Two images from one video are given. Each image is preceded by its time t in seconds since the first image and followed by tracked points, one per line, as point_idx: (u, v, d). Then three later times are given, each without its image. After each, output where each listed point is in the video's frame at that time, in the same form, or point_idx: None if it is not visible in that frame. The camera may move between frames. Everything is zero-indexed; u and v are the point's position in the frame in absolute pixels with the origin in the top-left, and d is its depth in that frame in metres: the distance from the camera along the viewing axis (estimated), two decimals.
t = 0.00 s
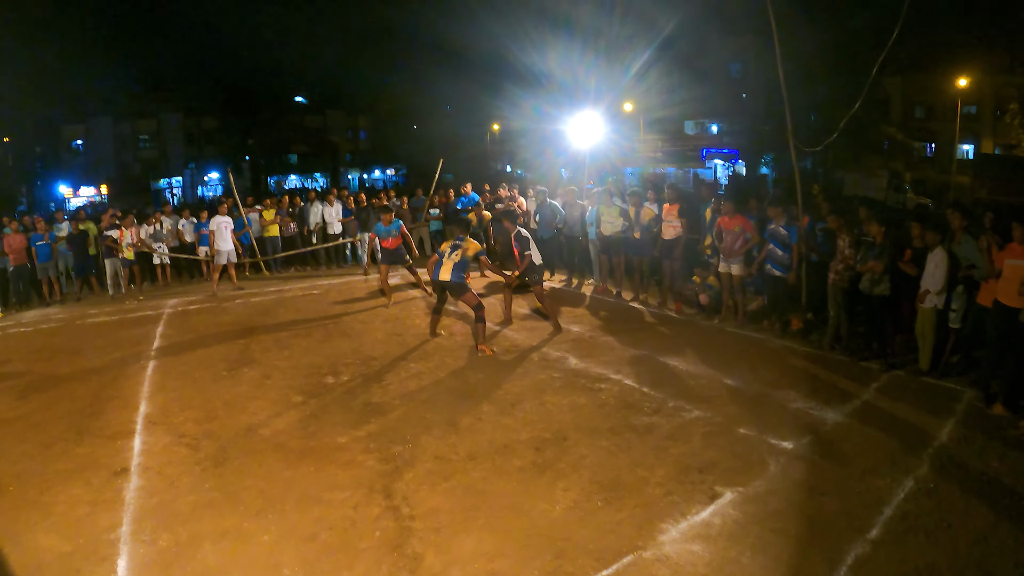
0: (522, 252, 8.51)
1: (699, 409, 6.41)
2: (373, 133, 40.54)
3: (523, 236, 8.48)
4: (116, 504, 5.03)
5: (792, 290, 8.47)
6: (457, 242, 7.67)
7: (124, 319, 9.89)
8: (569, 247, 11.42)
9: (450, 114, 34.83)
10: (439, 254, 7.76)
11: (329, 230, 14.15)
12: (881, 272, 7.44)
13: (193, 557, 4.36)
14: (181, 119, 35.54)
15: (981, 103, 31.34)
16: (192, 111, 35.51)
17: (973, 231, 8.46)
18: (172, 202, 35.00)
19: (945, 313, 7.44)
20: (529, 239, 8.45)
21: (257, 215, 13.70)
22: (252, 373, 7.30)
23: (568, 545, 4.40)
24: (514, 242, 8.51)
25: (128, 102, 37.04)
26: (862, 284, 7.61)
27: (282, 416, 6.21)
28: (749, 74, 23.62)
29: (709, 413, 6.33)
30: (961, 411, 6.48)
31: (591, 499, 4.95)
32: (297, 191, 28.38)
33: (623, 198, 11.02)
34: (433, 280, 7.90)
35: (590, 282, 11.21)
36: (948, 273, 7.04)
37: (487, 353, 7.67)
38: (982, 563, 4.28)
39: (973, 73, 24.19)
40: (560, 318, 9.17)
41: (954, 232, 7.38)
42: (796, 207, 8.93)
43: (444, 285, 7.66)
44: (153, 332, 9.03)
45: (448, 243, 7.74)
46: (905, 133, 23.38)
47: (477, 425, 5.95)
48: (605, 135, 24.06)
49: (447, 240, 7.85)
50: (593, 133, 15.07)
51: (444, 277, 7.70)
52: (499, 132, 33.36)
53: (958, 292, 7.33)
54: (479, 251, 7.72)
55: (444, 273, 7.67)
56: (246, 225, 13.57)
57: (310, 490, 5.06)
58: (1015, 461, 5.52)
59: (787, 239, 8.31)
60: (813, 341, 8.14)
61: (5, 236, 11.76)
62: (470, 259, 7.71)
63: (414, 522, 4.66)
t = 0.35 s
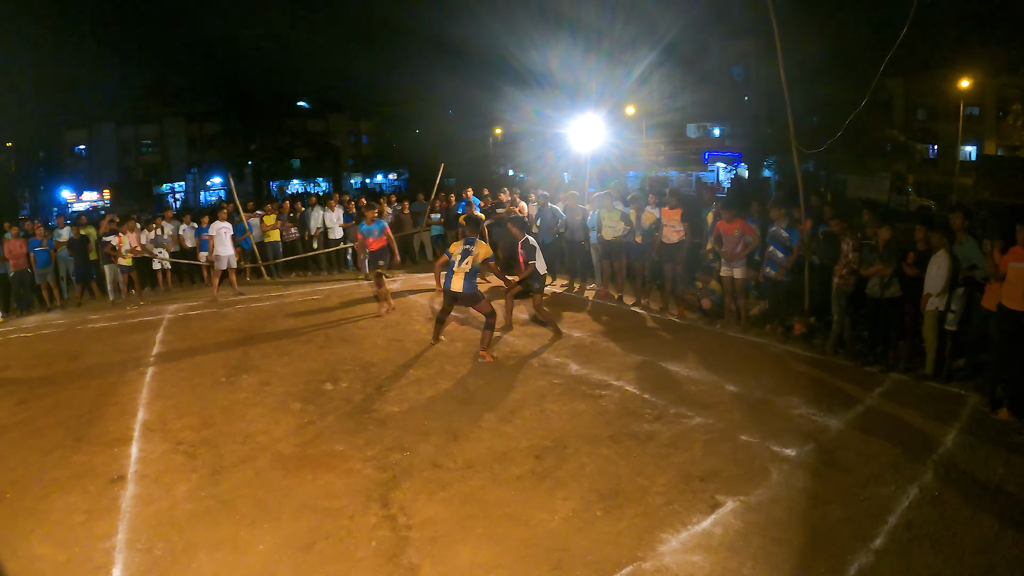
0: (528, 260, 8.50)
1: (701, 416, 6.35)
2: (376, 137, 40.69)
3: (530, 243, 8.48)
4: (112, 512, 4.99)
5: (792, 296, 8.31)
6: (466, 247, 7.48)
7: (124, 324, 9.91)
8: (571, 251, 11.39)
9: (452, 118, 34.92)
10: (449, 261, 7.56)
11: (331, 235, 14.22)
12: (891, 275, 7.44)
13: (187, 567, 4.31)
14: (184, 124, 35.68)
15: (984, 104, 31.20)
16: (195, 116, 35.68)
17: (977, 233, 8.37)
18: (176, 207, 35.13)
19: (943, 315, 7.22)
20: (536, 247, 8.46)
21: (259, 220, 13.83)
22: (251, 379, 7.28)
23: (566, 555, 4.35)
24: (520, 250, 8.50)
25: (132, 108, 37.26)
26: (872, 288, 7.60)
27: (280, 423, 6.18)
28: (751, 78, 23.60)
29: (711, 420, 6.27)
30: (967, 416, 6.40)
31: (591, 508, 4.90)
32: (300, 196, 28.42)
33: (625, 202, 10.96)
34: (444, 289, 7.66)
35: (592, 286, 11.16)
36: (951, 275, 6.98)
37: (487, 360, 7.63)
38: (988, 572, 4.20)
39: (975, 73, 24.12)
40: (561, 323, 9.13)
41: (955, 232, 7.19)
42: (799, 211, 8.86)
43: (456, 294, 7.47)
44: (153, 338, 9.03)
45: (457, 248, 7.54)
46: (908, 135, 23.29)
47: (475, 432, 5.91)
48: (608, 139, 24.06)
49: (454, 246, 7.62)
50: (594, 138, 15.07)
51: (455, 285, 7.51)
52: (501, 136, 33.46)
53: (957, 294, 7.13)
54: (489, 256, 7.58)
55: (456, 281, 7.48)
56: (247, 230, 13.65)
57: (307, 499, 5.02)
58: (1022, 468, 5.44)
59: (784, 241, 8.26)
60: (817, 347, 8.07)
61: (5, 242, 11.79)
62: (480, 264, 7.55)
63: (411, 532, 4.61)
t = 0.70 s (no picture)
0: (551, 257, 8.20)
1: (703, 422, 6.29)
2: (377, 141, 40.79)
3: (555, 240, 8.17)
4: (110, 519, 4.94)
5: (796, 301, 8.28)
6: (470, 241, 7.22)
7: (124, 328, 9.88)
8: (572, 256, 11.34)
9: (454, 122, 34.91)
10: (455, 257, 7.28)
11: (332, 239, 13.98)
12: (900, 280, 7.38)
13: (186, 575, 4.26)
14: (185, 127, 35.73)
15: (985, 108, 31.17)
16: (197, 119, 35.76)
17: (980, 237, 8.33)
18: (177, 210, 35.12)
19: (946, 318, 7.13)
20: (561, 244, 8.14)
21: (259, 223, 13.84)
22: (251, 385, 7.25)
23: (569, 564, 4.29)
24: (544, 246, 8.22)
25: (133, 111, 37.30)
26: (882, 292, 7.54)
27: (280, 429, 6.14)
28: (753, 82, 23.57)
29: (714, 427, 6.21)
30: (971, 422, 6.35)
31: (593, 517, 4.84)
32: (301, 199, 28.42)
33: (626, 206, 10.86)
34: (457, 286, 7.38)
35: (594, 291, 11.09)
36: (954, 279, 6.93)
37: (490, 365, 7.58)
38: None
39: (977, 77, 24.10)
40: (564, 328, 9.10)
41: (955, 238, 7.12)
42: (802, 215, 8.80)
43: (470, 290, 7.23)
44: (153, 343, 8.99)
45: (462, 242, 7.25)
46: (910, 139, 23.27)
47: (476, 439, 5.87)
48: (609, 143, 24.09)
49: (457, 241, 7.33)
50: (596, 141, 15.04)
51: (467, 281, 7.29)
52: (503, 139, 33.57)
53: (958, 297, 7.03)
54: (495, 245, 7.33)
55: (468, 277, 7.27)
56: (247, 234, 13.65)
57: (307, 506, 4.97)
58: None
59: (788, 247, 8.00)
60: (820, 351, 8.01)
61: (6, 244, 11.73)
62: (489, 256, 7.31)
63: (411, 540, 4.57)
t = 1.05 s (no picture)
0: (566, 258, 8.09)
1: (712, 429, 6.23)
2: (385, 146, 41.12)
3: (571, 242, 8.07)
4: (116, 525, 4.91)
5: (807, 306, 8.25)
6: (483, 246, 7.12)
7: (132, 332, 9.88)
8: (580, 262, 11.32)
9: (460, 126, 34.93)
10: (471, 265, 7.11)
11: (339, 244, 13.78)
12: (911, 286, 7.37)
13: None
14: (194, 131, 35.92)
15: (994, 111, 30.97)
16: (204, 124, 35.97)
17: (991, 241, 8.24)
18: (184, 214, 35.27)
19: (960, 326, 7.03)
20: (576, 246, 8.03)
21: (267, 228, 13.77)
22: (258, 390, 7.22)
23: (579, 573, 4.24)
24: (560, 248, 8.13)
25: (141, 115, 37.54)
26: (891, 298, 7.53)
27: (288, 436, 6.10)
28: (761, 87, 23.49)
29: (724, 434, 6.15)
30: (982, 429, 6.26)
31: (603, 525, 4.79)
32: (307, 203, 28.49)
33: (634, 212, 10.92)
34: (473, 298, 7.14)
35: (603, 296, 11.10)
36: (966, 285, 6.87)
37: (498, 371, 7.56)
38: None
39: (985, 80, 23.98)
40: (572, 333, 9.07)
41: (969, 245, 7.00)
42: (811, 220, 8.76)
43: (493, 296, 7.10)
44: (161, 347, 9.01)
45: (474, 249, 7.11)
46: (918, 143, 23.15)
47: (485, 446, 5.82)
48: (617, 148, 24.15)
49: (467, 248, 7.14)
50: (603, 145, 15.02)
51: (488, 288, 7.14)
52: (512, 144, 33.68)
53: (972, 305, 6.93)
54: (505, 248, 7.29)
55: (488, 283, 7.12)
56: (256, 239, 13.51)
57: (314, 514, 4.93)
58: None
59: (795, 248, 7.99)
60: (830, 357, 7.93)
61: (15, 248, 11.76)
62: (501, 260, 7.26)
63: (420, 549, 4.52)
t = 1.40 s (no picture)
0: (588, 266, 8.01)
1: (731, 440, 6.13)
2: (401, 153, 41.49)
3: (592, 249, 7.99)
4: (130, 531, 4.89)
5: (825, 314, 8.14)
6: (520, 254, 6.65)
7: (149, 337, 9.93)
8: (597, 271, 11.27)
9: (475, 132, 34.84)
10: (508, 274, 6.56)
11: (357, 251, 14.04)
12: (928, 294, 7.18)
13: None
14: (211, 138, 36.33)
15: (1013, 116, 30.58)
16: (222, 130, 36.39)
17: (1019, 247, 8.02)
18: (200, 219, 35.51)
19: (987, 337, 6.85)
20: (598, 253, 7.94)
21: (284, 234, 13.95)
22: (275, 397, 7.21)
23: None
24: (581, 255, 8.01)
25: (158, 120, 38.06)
26: (908, 306, 7.35)
27: (304, 443, 6.07)
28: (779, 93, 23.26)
29: (743, 444, 6.05)
30: (1005, 439, 6.12)
31: (621, 537, 4.71)
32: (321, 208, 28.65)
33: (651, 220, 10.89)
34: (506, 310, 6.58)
35: (620, 304, 11.05)
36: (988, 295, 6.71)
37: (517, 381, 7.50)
38: None
39: (1004, 85, 23.71)
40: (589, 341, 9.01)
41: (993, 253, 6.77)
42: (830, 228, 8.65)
43: (528, 307, 6.61)
44: (177, 352, 9.02)
45: (511, 256, 6.61)
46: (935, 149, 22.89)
47: (502, 455, 5.76)
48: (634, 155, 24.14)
49: (503, 255, 6.62)
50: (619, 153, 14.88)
51: (524, 298, 6.63)
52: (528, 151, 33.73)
53: (997, 314, 6.73)
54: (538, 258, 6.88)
55: (525, 293, 6.61)
56: (273, 245, 13.72)
57: (329, 522, 4.89)
58: None
59: (810, 253, 7.91)
60: (850, 367, 7.81)
61: (34, 251, 11.82)
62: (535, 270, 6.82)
63: (435, 559, 4.46)
